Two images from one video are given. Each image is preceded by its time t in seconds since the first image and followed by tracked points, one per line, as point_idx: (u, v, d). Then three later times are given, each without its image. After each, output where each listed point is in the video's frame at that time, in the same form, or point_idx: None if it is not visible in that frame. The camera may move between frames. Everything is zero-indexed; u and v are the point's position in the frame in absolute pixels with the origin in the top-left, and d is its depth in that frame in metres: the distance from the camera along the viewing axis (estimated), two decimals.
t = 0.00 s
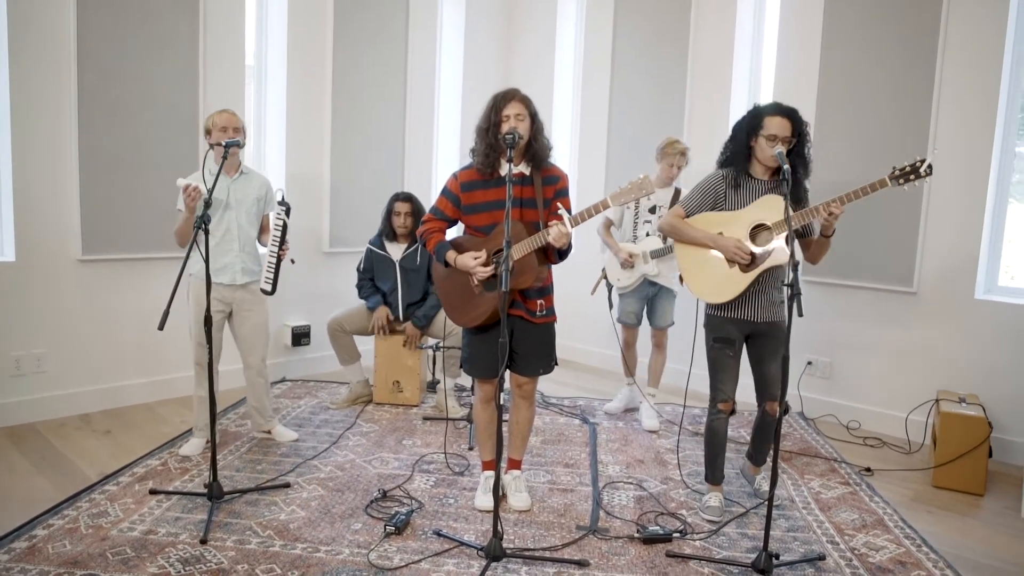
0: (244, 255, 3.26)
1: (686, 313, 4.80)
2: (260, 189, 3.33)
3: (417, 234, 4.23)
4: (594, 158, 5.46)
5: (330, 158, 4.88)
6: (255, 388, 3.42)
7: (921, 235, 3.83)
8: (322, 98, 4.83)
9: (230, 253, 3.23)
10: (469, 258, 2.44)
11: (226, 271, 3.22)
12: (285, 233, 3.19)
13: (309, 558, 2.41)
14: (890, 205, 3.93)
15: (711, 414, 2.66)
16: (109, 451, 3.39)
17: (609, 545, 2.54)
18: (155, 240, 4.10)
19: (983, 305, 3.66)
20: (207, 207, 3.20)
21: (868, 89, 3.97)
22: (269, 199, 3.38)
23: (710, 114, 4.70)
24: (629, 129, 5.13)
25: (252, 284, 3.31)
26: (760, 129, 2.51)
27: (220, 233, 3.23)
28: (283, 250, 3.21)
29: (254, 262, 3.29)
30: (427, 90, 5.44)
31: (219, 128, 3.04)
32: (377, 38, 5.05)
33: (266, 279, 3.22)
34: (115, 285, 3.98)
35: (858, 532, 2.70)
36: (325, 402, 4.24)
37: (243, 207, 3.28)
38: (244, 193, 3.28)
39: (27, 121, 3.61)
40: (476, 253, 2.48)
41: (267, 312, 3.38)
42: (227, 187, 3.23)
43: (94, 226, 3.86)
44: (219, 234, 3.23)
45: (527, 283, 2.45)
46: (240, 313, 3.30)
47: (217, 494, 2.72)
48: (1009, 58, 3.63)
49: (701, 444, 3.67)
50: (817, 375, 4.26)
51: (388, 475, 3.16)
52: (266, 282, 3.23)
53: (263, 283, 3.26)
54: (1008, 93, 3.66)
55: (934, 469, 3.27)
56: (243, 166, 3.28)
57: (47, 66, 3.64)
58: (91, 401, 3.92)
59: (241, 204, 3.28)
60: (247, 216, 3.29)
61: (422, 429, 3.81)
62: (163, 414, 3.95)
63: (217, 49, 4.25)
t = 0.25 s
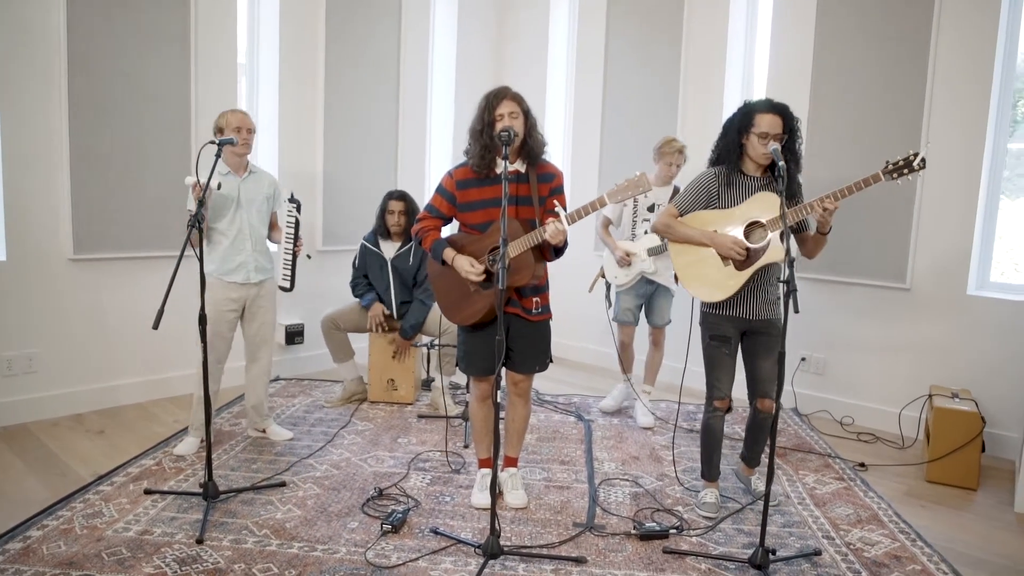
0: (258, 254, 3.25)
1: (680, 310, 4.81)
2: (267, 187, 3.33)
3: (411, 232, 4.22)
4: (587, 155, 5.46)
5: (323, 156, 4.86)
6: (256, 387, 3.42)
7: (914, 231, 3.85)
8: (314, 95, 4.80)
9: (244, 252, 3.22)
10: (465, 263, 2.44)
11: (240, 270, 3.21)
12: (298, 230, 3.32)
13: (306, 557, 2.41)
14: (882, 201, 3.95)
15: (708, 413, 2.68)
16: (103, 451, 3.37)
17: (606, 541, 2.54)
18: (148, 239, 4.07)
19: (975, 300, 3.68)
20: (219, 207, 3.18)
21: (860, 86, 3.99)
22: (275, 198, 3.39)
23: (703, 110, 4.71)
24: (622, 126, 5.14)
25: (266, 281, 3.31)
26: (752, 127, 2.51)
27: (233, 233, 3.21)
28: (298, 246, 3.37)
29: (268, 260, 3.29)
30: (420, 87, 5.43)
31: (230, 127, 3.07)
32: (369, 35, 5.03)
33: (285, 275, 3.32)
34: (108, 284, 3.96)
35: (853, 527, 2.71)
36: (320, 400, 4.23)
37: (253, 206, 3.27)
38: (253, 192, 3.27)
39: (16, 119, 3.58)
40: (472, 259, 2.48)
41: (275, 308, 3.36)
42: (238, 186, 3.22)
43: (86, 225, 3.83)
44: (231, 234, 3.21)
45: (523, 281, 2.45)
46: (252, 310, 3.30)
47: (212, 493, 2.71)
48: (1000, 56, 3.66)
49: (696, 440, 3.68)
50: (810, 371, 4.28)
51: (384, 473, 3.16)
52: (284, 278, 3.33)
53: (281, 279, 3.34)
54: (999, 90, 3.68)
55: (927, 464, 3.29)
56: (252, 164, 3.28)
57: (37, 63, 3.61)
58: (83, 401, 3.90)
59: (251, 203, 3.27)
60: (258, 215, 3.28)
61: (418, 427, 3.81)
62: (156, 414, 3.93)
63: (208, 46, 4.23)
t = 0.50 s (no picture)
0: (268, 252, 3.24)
1: (675, 307, 4.82)
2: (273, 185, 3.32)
3: (407, 229, 4.21)
4: (582, 152, 5.45)
5: (317, 153, 4.84)
6: (256, 384, 3.40)
7: (908, 228, 3.86)
8: (309, 92, 4.78)
9: (254, 251, 3.20)
10: (462, 265, 2.43)
11: (250, 268, 3.19)
12: (309, 231, 3.36)
13: (304, 555, 2.40)
14: (877, 198, 3.97)
15: (707, 408, 2.67)
16: (98, 451, 3.35)
17: (604, 538, 2.55)
18: (142, 237, 4.05)
19: (969, 296, 3.70)
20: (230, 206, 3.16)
21: (855, 82, 4.00)
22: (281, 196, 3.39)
23: (699, 107, 4.71)
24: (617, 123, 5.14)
25: (275, 280, 3.29)
26: (750, 122, 2.52)
27: (243, 232, 3.19)
28: (308, 248, 3.38)
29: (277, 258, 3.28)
30: (414, 84, 5.41)
31: (240, 128, 3.07)
32: (363, 32, 5.01)
33: (296, 274, 3.39)
34: (102, 282, 3.94)
35: (850, 523, 2.73)
36: (315, 398, 4.22)
37: (262, 204, 3.26)
38: (261, 190, 3.26)
39: (9, 116, 3.55)
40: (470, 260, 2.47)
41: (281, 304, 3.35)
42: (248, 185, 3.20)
43: (79, 224, 3.80)
44: (241, 232, 3.19)
45: (520, 279, 2.44)
46: (260, 308, 3.28)
47: (209, 492, 2.71)
48: (994, 52, 3.67)
49: (692, 437, 3.69)
50: (805, 368, 4.29)
51: (381, 471, 3.15)
52: (296, 277, 3.39)
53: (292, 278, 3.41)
54: (993, 87, 3.70)
55: (922, 459, 3.30)
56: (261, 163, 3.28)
57: (29, 60, 3.58)
58: (77, 400, 3.87)
59: (260, 201, 3.25)
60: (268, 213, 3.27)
61: (414, 425, 3.80)
62: (151, 413, 3.91)
63: (202, 42, 4.20)
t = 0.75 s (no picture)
0: (266, 252, 3.23)
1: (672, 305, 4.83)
2: (273, 184, 3.31)
3: (403, 225, 4.22)
4: (578, 151, 5.46)
5: (313, 152, 4.83)
6: (252, 384, 3.38)
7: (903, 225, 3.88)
8: (304, 91, 4.77)
9: (252, 251, 3.19)
10: (460, 253, 2.44)
11: (247, 268, 3.18)
12: (308, 232, 3.39)
13: (304, 556, 2.40)
14: (873, 195, 3.98)
15: (708, 405, 2.68)
16: (94, 453, 3.34)
17: (603, 536, 2.55)
18: (138, 238, 4.04)
19: (964, 293, 3.72)
20: (230, 206, 3.16)
21: (851, 80, 4.01)
22: (281, 196, 3.37)
23: (694, 105, 4.72)
24: (612, 121, 5.14)
25: (273, 280, 3.29)
26: (751, 122, 2.53)
27: (242, 232, 3.18)
28: (308, 248, 3.42)
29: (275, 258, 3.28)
30: (410, 83, 5.41)
31: (240, 126, 3.06)
32: (358, 32, 5.00)
33: (296, 275, 3.48)
34: (97, 283, 3.92)
35: (848, 519, 2.74)
36: (313, 398, 4.21)
37: (260, 204, 3.25)
38: (261, 190, 3.25)
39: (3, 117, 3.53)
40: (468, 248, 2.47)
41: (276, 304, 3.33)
42: (247, 185, 3.20)
43: (74, 224, 3.79)
44: (240, 232, 3.18)
45: (519, 277, 2.45)
46: (255, 307, 3.24)
47: (208, 493, 2.70)
48: (988, 50, 3.69)
49: (690, 435, 3.70)
50: (802, 365, 4.31)
51: (379, 471, 3.15)
52: (296, 278, 3.48)
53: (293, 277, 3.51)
54: (987, 84, 3.71)
55: (919, 455, 3.32)
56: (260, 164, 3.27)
57: (22, 60, 3.56)
58: (73, 402, 3.86)
59: (259, 201, 3.24)
60: (267, 213, 3.27)
61: (412, 425, 3.80)
62: (147, 414, 3.90)
63: (197, 41, 4.18)
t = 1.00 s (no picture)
0: (251, 252, 3.19)
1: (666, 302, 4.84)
2: (257, 182, 3.25)
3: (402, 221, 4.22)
4: (571, 148, 5.45)
5: (305, 150, 4.80)
6: (244, 383, 3.37)
7: (896, 221, 3.89)
8: (296, 89, 4.74)
9: (237, 250, 3.15)
10: (456, 261, 2.41)
11: (233, 268, 3.14)
12: (293, 229, 3.37)
13: (300, 556, 2.39)
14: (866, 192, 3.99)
15: (706, 398, 2.69)
16: (87, 453, 3.31)
17: (600, 534, 2.55)
18: (130, 236, 4.01)
19: (957, 289, 3.73)
20: (212, 204, 3.10)
21: (845, 77, 4.01)
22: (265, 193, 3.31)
23: (688, 102, 4.72)
24: (606, 118, 5.14)
25: (258, 280, 3.25)
26: (751, 122, 2.52)
27: (226, 231, 3.13)
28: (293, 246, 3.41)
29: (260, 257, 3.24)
30: (402, 80, 5.38)
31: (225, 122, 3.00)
32: (351, 29, 4.97)
33: (280, 273, 3.47)
34: (88, 282, 3.89)
35: (843, 515, 2.74)
36: (307, 397, 4.19)
37: (244, 203, 3.19)
38: (244, 188, 3.19)
39: None
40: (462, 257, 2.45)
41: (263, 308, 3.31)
42: (229, 183, 3.14)
43: (65, 223, 3.75)
44: (223, 231, 3.14)
45: (515, 274, 2.44)
46: (242, 308, 3.23)
47: (202, 493, 2.68)
48: (980, 47, 3.70)
49: (685, 431, 3.70)
50: (796, 361, 4.32)
51: (375, 470, 3.14)
52: (279, 277, 3.48)
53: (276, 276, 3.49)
54: (979, 80, 3.73)
55: (913, 450, 3.34)
56: (242, 161, 3.21)
57: (11, 58, 3.52)
58: (65, 402, 3.83)
59: (242, 200, 3.19)
60: (250, 211, 3.21)
61: (406, 423, 3.79)
62: (140, 413, 3.87)
63: (188, 39, 4.15)
